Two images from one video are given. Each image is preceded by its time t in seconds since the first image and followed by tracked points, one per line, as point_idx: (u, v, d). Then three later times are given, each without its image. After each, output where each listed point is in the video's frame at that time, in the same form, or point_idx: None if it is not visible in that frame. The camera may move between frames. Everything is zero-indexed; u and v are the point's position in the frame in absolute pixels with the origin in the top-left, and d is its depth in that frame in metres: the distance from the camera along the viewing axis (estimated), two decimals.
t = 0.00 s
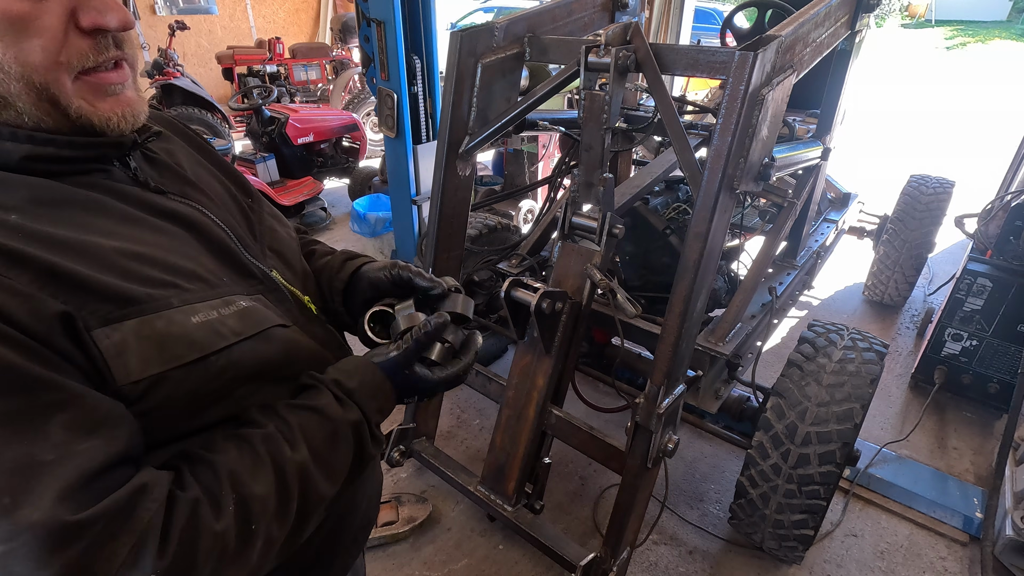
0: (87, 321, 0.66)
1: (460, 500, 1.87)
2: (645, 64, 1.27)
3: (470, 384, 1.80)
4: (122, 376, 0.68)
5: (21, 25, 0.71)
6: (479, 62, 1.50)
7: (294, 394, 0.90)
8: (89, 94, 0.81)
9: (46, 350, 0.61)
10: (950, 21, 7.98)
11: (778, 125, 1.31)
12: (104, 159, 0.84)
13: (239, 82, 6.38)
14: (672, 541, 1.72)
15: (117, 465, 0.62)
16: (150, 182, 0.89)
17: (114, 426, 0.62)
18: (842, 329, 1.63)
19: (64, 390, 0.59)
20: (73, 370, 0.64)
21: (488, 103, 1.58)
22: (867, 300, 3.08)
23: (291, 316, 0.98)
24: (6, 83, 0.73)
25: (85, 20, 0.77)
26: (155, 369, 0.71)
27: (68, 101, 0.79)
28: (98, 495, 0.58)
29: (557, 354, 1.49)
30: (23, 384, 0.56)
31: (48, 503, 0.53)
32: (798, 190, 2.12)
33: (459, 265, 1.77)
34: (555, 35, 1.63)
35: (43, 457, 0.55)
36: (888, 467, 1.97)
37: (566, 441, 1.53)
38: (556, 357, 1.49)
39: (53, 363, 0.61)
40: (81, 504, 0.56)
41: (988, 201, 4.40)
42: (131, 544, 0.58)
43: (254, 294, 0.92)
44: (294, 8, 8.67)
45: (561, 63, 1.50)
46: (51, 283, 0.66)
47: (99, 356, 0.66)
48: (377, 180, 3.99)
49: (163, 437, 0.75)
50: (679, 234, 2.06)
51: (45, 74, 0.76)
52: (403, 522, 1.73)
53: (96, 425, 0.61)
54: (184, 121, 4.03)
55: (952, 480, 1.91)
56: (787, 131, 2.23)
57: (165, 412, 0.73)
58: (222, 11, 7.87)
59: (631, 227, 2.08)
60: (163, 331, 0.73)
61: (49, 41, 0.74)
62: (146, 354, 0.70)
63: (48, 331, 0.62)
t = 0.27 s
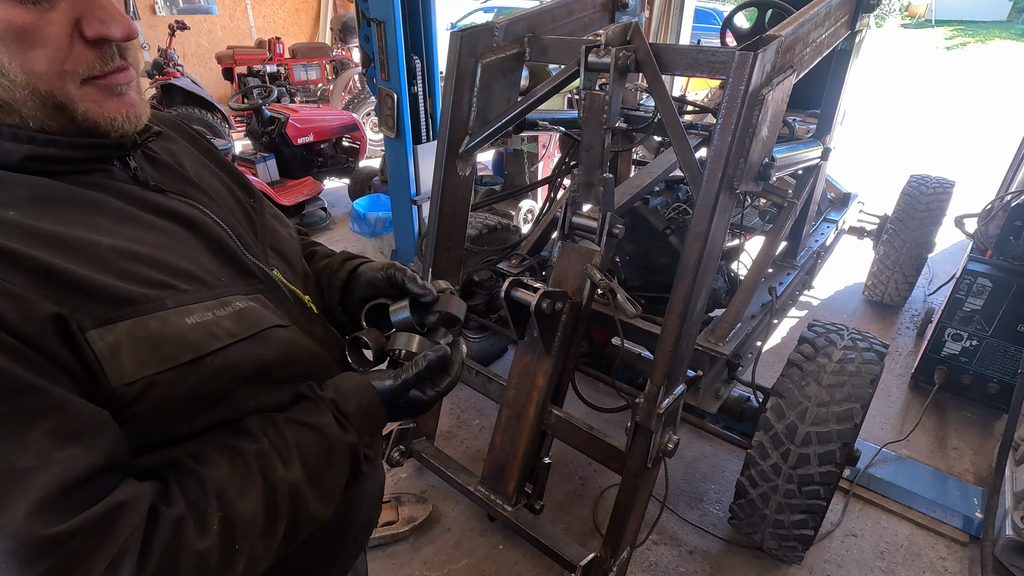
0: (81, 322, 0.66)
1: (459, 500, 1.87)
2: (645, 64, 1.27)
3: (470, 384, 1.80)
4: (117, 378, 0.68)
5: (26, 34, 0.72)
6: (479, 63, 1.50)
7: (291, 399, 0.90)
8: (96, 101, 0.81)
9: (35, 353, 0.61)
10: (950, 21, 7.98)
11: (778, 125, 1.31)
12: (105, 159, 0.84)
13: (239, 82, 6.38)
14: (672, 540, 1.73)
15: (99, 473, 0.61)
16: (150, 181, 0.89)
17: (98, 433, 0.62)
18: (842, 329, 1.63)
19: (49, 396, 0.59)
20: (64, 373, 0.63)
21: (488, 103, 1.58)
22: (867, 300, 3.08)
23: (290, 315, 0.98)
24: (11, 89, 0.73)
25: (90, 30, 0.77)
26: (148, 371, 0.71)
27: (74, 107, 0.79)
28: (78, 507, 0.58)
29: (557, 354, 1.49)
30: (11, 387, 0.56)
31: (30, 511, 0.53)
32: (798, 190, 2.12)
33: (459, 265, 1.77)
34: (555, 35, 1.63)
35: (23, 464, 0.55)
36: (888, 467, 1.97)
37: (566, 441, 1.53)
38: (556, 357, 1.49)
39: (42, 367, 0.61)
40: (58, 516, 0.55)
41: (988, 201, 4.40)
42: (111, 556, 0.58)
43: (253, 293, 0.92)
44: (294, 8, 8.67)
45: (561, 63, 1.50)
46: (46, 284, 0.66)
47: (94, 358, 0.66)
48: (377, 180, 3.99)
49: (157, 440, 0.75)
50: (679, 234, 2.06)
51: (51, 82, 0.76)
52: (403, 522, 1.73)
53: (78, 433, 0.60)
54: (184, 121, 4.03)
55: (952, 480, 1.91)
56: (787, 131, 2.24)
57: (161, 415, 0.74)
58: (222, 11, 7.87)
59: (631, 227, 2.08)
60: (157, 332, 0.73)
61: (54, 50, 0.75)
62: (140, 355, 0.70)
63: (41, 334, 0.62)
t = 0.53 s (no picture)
0: (79, 324, 0.66)
1: (459, 500, 1.87)
2: (645, 64, 1.27)
3: (470, 385, 1.80)
4: (117, 380, 0.68)
5: (43, 47, 0.72)
6: (479, 63, 1.50)
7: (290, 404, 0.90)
8: (104, 111, 0.82)
9: (31, 358, 0.61)
10: (950, 22, 7.98)
11: (778, 125, 1.31)
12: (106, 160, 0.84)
13: (239, 82, 6.38)
14: (672, 540, 1.72)
15: (93, 479, 0.62)
16: (149, 182, 0.89)
17: (94, 439, 0.62)
18: (842, 329, 1.63)
19: (42, 402, 0.59)
20: (59, 377, 0.64)
21: (488, 103, 1.58)
22: (867, 300, 3.08)
23: (289, 315, 0.98)
24: (23, 98, 0.73)
25: (105, 45, 0.77)
26: (147, 374, 0.71)
27: (83, 116, 0.80)
28: (72, 516, 0.58)
29: (557, 354, 1.49)
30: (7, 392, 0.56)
31: (23, 516, 0.53)
32: (798, 190, 2.12)
33: (459, 265, 1.77)
34: (555, 35, 1.63)
35: (16, 470, 0.55)
36: (887, 467, 1.97)
37: (566, 442, 1.53)
38: (556, 357, 1.49)
39: (37, 372, 0.61)
40: (52, 524, 0.56)
41: (988, 200, 4.40)
42: (107, 564, 0.58)
43: (252, 293, 0.92)
44: (294, 8, 8.67)
45: (561, 63, 1.50)
46: (43, 286, 0.66)
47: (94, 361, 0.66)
48: (377, 180, 3.99)
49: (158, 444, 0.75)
50: (679, 234, 2.06)
51: (67, 92, 0.76)
52: (403, 522, 1.73)
53: (74, 438, 0.60)
54: (184, 121, 4.03)
55: (952, 480, 1.91)
56: (787, 131, 2.24)
57: (161, 419, 0.73)
58: (221, 11, 7.86)
59: (631, 227, 2.07)
60: (154, 335, 0.73)
61: (70, 62, 0.75)
62: (138, 358, 0.70)
63: (39, 338, 0.62)
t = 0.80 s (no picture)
0: (89, 328, 0.66)
1: (459, 500, 1.87)
2: (645, 64, 1.27)
3: (470, 385, 1.79)
4: (125, 382, 0.68)
5: (56, 53, 0.71)
6: (479, 63, 1.50)
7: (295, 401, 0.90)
8: (110, 116, 0.81)
9: (41, 362, 0.61)
10: (950, 21, 7.99)
11: (778, 125, 1.31)
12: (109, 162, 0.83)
13: (239, 82, 6.38)
14: (672, 540, 1.73)
15: (102, 482, 0.61)
16: (152, 183, 0.89)
17: (102, 440, 0.62)
18: (842, 329, 1.63)
19: (53, 406, 0.58)
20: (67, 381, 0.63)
21: (488, 103, 1.58)
22: (867, 300, 3.08)
23: (291, 314, 0.98)
24: (33, 103, 0.72)
25: (115, 51, 0.77)
26: (155, 376, 0.71)
27: (90, 122, 0.78)
28: (85, 518, 0.58)
29: (557, 354, 1.49)
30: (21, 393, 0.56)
31: (36, 518, 0.53)
32: (798, 190, 2.12)
33: (459, 265, 1.77)
34: (555, 35, 1.63)
35: (29, 473, 0.55)
36: (888, 467, 1.97)
37: (566, 442, 1.53)
38: (556, 357, 1.49)
39: (44, 373, 0.61)
40: (65, 527, 0.56)
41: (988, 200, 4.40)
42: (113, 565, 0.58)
43: (256, 293, 0.92)
44: (294, 8, 8.67)
45: (561, 63, 1.50)
46: (52, 292, 0.65)
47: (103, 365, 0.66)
48: (378, 180, 3.98)
49: (164, 444, 0.75)
50: (679, 234, 2.07)
51: (76, 96, 0.75)
52: (403, 522, 1.73)
53: (86, 442, 0.60)
54: (184, 121, 4.03)
55: (952, 480, 1.91)
56: (787, 131, 2.24)
57: (166, 420, 0.73)
58: (222, 11, 7.86)
59: (631, 227, 2.07)
60: (161, 337, 0.73)
61: (81, 68, 0.74)
62: (145, 360, 0.70)
63: (49, 343, 0.62)
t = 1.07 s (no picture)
0: (99, 329, 0.66)
1: (459, 500, 1.87)
2: (645, 64, 1.27)
3: (470, 385, 1.79)
4: (136, 381, 0.68)
5: (67, 58, 0.70)
6: (479, 62, 1.50)
7: (300, 399, 0.90)
8: (116, 119, 0.80)
9: (54, 362, 0.61)
10: (950, 22, 7.99)
11: (778, 125, 1.31)
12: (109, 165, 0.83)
13: (239, 82, 6.39)
14: (672, 540, 1.72)
15: (121, 478, 0.62)
16: (152, 184, 0.89)
17: (114, 439, 0.62)
18: (842, 329, 1.62)
19: (68, 404, 0.58)
20: (79, 379, 0.63)
21: (488, 103, 1.58)
22: (866, 300, 3.08)
23: (291, 313, 0.99)
24: (41, 105, 0.71)
25: (124, 57, 0.76)
26: (164, 375, 0.71)
27: (96, 125, 0.77)
28: (106, 513, 0.58)
29: (557, 354, 1.49)
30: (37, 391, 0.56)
31: (48, 516, 0.53)
32: (798, 190, 2.12)
33: (459, 265, 1.76)
34: (555, 35, 1.63)
35: (50, 470, 0.55)
36: (888, 467, 1.97)
37: (566, 442, 1.53)
38: (556, 357, 1.49)
39: (53, 372, 0.61)
40: (89, 520, 0.56)
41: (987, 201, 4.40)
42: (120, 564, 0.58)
43: (257, 293, 0.92)
44: (294, 8, 8.67)
45: (561, 62, 1.50)
46: (60, 294, 0.65)
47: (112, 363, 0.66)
48: (378, 180, 3.98)
49: (173, 442, 0.75)
50: (679, 234, 2.06)
51: (84, 99, 0.74)
52: (403, 521, 1.73)
53: (103, 439, 0.60)
54: (184, 121, 4.03)
55: (952, 480, 1.91)
56: (787, 131, 2.24)
57: (174, 418, 0.73)
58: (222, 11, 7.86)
59: (631, 227, 2.07)
60: (169, 337, 0.73)
61: (89, 72, 0.73)
62: (154, 360, 0.70)
63: (59, 342, 0.62)
